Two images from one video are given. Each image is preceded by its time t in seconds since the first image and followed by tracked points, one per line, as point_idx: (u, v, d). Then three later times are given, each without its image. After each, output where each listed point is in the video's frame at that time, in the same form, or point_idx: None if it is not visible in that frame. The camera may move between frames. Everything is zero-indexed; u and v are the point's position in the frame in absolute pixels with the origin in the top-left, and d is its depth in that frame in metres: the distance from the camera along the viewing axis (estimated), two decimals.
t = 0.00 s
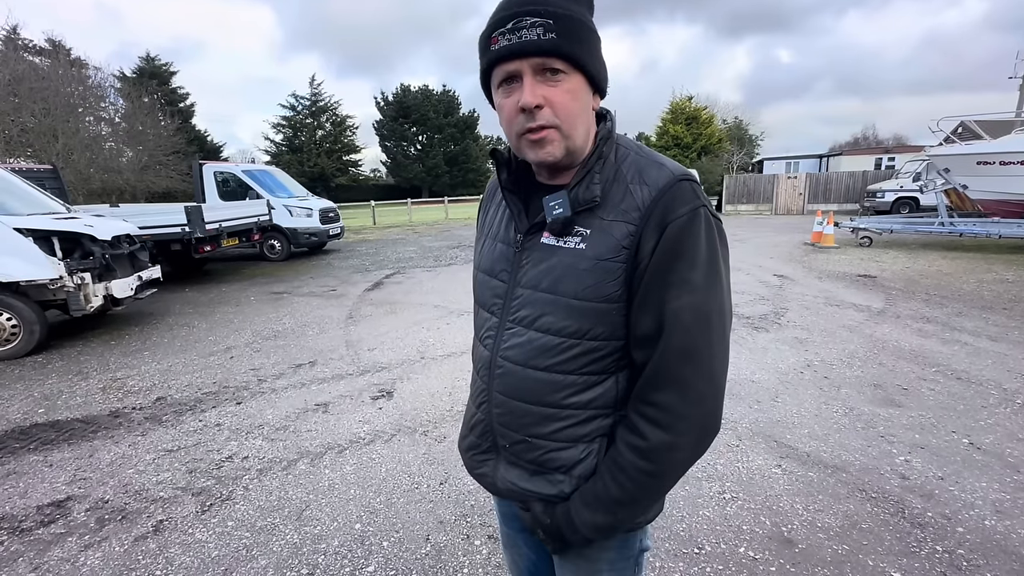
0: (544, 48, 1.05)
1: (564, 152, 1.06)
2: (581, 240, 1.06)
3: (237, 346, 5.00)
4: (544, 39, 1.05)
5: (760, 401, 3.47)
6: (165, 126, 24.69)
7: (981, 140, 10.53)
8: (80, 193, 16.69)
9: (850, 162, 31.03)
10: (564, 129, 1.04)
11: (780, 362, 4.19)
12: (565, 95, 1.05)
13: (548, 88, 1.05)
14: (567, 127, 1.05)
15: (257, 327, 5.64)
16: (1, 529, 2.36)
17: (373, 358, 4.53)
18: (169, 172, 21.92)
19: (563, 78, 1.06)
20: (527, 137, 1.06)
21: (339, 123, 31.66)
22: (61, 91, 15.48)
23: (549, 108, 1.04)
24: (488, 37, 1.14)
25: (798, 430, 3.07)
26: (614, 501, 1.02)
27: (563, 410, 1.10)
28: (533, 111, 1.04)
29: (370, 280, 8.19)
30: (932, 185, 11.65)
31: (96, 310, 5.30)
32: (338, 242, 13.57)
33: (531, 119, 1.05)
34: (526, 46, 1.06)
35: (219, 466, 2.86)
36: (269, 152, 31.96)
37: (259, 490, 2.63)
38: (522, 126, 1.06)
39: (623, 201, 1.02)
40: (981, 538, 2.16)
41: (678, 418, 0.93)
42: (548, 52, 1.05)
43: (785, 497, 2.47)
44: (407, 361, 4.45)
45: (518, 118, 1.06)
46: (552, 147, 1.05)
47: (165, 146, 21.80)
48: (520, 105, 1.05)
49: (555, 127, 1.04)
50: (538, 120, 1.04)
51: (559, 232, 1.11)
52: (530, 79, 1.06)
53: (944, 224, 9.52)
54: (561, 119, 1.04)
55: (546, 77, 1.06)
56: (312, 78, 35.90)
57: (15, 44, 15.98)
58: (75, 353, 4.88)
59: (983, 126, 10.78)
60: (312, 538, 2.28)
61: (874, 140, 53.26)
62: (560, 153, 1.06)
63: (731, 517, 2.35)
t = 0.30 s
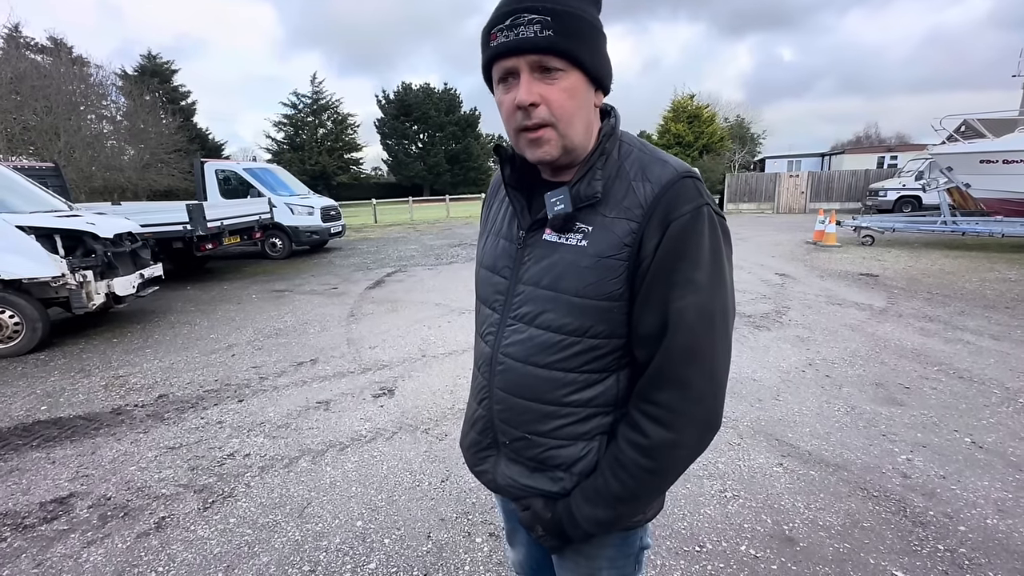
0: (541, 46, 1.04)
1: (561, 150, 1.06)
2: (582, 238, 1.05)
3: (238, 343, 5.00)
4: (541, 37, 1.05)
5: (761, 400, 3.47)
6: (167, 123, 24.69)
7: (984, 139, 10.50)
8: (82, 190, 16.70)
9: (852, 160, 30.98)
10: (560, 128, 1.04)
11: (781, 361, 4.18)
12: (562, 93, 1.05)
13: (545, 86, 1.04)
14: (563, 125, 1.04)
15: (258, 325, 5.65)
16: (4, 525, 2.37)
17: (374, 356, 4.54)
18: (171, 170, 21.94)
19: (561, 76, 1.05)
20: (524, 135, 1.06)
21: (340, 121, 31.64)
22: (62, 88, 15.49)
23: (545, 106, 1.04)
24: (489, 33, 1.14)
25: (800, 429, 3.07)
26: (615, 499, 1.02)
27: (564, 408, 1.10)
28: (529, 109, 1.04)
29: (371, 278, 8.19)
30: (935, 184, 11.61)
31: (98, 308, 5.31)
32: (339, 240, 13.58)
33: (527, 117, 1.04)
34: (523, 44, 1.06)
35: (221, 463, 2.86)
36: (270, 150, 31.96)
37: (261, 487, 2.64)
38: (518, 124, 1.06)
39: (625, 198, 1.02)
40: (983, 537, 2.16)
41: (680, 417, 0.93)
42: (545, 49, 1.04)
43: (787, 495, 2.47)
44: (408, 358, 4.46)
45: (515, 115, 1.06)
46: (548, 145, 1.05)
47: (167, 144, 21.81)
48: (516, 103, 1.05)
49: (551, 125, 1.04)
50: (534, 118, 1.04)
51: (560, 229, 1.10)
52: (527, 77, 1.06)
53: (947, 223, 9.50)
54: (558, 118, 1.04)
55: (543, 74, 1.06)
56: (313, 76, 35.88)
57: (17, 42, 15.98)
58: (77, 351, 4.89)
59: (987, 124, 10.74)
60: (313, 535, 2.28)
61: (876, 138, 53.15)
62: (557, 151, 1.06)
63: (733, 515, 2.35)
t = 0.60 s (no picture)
0: (530, 46, 1.03)
1: (555, 149, 1.06)
2: (582, 231, 1.05)
3: (240, 341, 5.01)
4: (530, 37, 1.04)
5: (763, 399, 3.46)
6: (168, 121, 24.71)
7: (987, 138, 10.47)
8: (84, 189, 16.73)
9: (855, 158, 30.91)
10: (552, 127, 1.04)
11: (783, 359, 4.17)
12: (553, 94, 1.03)
13: (536, 86, 1.04)
14: (555, 124, 1.04)
15: (260, 323, 5.65)
16: (7, 522, 2.38)
17: (375, 354, 4.54)
18: (173, 169, 21.97)
19: (552, 74, 1.03)
20: (517, 135, 1.07)
21: (342, 119, 31.63)
22: (64, 87, 15.51)
23: (536, 106, 1.03)
24: (486, 32, 1.14)
25: (801, 427, 3.07)
26: (613, 493, 1.02)
27: (561, 403, 1.10)
28: (520, 109, 1.04)
29: (372, 277, 8.20)
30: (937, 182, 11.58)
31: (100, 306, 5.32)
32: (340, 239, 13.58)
33: (518, 117, 1.05)
34: (513, 44, 1.05)
35: (223, 461, 2.86)
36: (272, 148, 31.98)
37: (262, 485, 2.64)
38: (512, 124, 1.07)
39: (625, 191, 1.02)
40: (986, 536, 2.16)
41: (676, 411, 0.93)
42: (535, 50, 1.03)
43: (788, 494, 2.46)
44: (409, 357, 4.46)
45: (508, 115, 1.06)
46: (541, 144, 1.05)
47: (168, 143, 21.82)
48: (508, 103, 1.05)
49: (543, 125, 1.04)
50: (526, 118, 1.04)
51: (560, 222, 1.10)
52: (519, 77, 1.05)
53: (950, 221, 9.48)
54: (549, 117, 1.03)
55: (535, 74, 1.04)
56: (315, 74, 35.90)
57: (19, 41, 16.00)
58: (79, 349, 4.90)
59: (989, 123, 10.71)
60: (315, 533, 2.28)
61: (878, 137, 53.05)
62: (550, 150, 1.06)
63: (734, 513, 2.35)
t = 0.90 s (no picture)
0: (507, 56, 1.03)
1: (542, 153, 1.07)
2: (581, 231, 1.05)
3: (241, 340, 5.01)
4: (507, 47, 1.04)
5: (764, 398, 3.46)
6: (170, 120, 24.74)
7: (990, 137, 10.45)
8: (86, 187, 16.76)
9: (857, 158, 30.86)
10: (536, 131, 1.04)
11: (784, 359, 4.17)
12: (536, 100, 1.02)
13: (519, 94, 1.04)
14: (540, 129, 1.04)
15: (261, 322, 5.66)
16: (10, 519, 2.38)
17: (376, 353, 4.55)
18: (174, 167, 22.01)
19: (531, 80, 1.02)
20: (507, 140, 1.09)
21: (343, 118, 31.63)
22: (66, 85, 15.52)
23: (520, 113, 1.04)
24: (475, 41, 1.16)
25: (802, 427, 3.06)
26: (615, 497, 1.01)
27: (560, 401, 1.10)
28: (504, 117, 1.05)
29: (374, 275, 8.20)
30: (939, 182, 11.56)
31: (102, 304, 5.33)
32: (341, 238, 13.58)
33: (505, 124, 1.07)
34: (493, 54, 1.06)
35: (225, 459, 2.87)
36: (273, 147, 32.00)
37: (263, 483, 2.65)
38: (502, 131, 1.09)
39: (623, 191, 1.02)
40: (987, 536, 2.16)
41: (677, 413, 0.93)
42: (514, 59, 1.02)
43: (790, 493, 2.46)
44: (410, 355, 4.46)
45: (496, 123, 1.09)
46: (528, 148, 1.07)
47: (170, 142, 21.83)
48: (494, 112, 1.07)
49: (527, 130, 1.04)
50: (511, 125, 1.05)
51: (558, 221, 1.11)
52: (503, 85, 1.06)
53: (952, 220, 9.45)
54: (533, 124, 1.04)
55: (518, 81, 1.04)
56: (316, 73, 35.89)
57: (21, 39, 16.04)
58: (81, 347, 4.91)
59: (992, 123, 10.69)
60: (317, 531, 2.29)
61: (880, 136, 52.94)
62: (540, 153, 1.07)
63: (735, 513, 2.35)
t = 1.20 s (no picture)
0: (505, 56, 1.04)
1: (540, 152, 1.07)
2: (582, 230, 1.05)
3: (243, 339, 5.02)
4: (505, 47, 1.05)
5: (765, 398, 3.46)
6: (171, 119, 24.77)
7: (992, 137, 10.43)
8: (87, 186, 16.81)
9: (858, 157, 30.85)
10: (534, 131, 1.04)
11: (785, 359, 4.17)
12: (534, 100, 1.03)
13: (516, 94, 1.05)
14: (537, 128, 1.04)
15: (263, 321, 5.67)
16: (12, 517, 2.39)
17: (378, 352, 4.56)
18: (175, 167, 22.06)
19: (530, 80, 1.03)
20: (505, 139, 1.09)
21: (344, 117, 31.64)
22: (68, 84, 15.55)
23: (517, 112, 1.05)
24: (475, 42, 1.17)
25: (803, 427, 3.06)
26: (622, 499, 1.00)
27: (560, 400, 1.10)
28: (502, 116, 1.06)
29: (375, 275, 8.21)
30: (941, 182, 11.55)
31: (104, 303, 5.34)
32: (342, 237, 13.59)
33: (503, 123, 1.07)
34: (491, 55, 1.07)
35: (227, 457, 2.88)
36: (275, 146, 32.02)
37: (265, 482, 2.65)
38: (500, 129, 1.09)
39: (624, 191, 1.02)
40: (988, 536, 2.16)
41: (679, 413, 0.93)
42: (511, 59, 1.03)
43: (790, 493, 2.46)
44: (412, 355, 4.47)
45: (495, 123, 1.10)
46: (525, 148, 1.07)
47: (171, 141, 21.87)
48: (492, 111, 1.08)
49: (524, 130, 1.05)
50: (509, 124, 1.06)
51: (560, 221, 1.11)
52: (501, 85, 1.07)
53: (954, 220, 9.45)
54: (530, 123, 1.04)
55: (516, 80, 1.05)
56: (317, 72, 35.93)
57: (22, 39, 16.09)
58: (83, 346, 4.92)
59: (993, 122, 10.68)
60: (318, 530, 2.29)
61: (882, 136, 52.86)
62: (536, 152, 1.07)
63: (736, 512, 2.35)
